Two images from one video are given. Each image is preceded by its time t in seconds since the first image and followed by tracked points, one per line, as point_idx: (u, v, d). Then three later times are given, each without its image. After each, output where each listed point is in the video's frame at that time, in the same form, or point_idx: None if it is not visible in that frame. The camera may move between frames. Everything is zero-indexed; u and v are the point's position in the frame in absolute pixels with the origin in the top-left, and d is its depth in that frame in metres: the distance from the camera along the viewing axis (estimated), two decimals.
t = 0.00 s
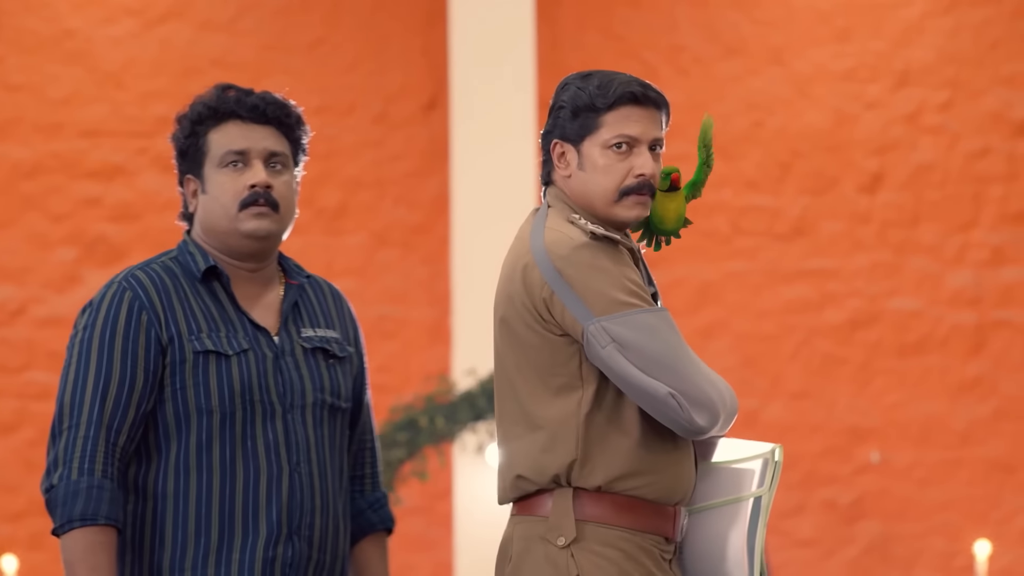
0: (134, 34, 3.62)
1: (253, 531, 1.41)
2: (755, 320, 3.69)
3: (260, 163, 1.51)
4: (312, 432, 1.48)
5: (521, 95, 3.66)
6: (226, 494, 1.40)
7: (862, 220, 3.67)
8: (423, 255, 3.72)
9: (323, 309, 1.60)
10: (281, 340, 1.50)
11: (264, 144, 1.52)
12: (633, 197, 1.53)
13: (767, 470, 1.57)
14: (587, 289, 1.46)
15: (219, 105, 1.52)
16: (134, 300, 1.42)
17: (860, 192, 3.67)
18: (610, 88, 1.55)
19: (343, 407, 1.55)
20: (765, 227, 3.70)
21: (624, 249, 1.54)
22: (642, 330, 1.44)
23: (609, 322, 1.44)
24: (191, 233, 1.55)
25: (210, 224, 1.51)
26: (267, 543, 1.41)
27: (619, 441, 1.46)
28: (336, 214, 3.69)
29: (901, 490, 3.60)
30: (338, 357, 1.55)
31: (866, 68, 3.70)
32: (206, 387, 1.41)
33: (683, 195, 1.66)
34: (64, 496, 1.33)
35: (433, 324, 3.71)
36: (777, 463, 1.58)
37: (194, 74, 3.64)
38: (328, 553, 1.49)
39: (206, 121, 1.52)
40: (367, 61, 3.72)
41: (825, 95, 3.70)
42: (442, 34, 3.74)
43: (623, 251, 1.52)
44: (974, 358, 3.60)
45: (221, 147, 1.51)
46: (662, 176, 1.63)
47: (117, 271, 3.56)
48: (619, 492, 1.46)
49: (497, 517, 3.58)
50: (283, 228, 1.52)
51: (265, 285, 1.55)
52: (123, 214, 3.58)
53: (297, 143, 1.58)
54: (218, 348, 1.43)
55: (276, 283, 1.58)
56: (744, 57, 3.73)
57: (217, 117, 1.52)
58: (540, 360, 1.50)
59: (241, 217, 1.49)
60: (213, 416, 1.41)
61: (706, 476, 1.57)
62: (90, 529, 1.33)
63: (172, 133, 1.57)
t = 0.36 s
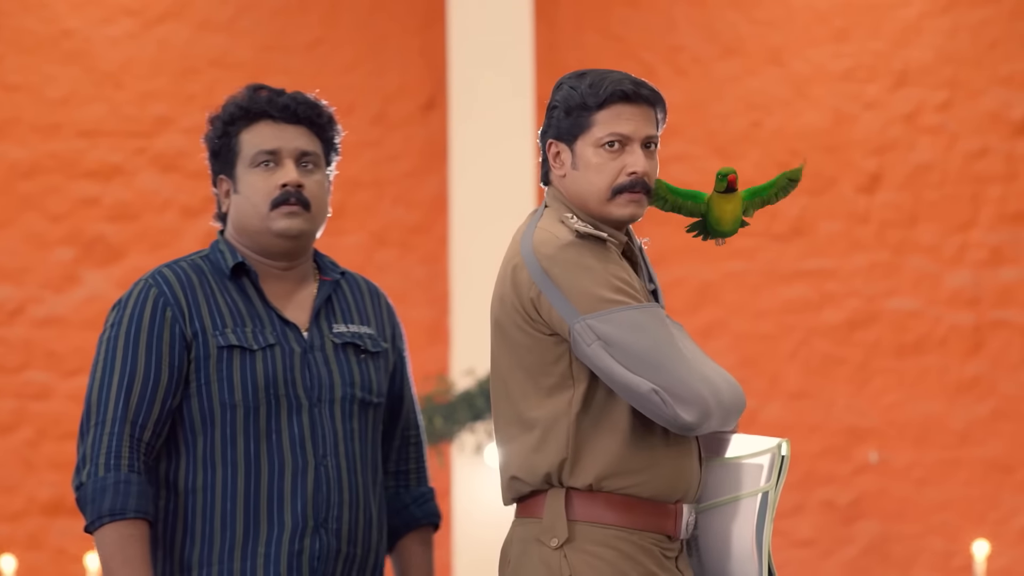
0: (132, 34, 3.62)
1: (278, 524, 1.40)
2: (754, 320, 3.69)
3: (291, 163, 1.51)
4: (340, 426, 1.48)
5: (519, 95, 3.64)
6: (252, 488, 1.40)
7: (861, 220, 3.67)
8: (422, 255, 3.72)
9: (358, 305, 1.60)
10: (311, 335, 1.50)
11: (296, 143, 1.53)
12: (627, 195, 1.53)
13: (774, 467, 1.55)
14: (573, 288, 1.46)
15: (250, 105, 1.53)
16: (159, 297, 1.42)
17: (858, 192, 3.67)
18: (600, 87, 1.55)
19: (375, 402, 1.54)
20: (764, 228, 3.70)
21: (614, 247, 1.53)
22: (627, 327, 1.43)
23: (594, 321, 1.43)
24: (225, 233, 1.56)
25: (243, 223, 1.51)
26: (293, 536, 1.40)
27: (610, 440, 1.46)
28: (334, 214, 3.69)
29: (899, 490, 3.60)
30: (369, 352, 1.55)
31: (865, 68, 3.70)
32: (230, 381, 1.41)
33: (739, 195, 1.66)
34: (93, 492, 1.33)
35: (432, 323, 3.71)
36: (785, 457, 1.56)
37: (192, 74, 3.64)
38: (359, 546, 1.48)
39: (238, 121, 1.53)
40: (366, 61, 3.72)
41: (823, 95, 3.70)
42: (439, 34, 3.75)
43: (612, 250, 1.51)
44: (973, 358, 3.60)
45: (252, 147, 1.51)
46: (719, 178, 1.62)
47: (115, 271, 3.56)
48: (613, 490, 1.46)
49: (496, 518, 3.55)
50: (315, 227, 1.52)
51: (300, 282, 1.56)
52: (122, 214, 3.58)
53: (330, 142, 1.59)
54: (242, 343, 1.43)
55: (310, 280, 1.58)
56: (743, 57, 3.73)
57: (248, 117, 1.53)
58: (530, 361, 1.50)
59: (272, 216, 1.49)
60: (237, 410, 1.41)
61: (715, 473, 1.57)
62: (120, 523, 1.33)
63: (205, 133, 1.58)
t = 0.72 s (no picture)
0: (132, 34, 3.62)
1: (297, 521, 1.43)
2: (754, 320, 3.69)
3: (318, 163, 1.54)
4: (362, 423, 1.49)
5: (519, 95, 3.64)
6: (271, 485, 1.43)
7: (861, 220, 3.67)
8: (422, 255, 3.72)
9: (386, 303, 1.61)
10: (334, 333, 1.52)
11: (323, 144, 1.55)
12: (625, 197, 1.53)
13: (778, 468, 1.55)
14: (556, 290, 1.46)
15: (277, 106, 1.55)
16: (181, 297, 1.45)
17: (858, 192, 3.67)
18: (598, 89, 1.55)
19: (400, 400, 1.55)
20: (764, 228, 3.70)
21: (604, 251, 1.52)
22: (608, 329, 1.42)
23: (575, 322, 1.43)
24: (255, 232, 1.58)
25: (270, 223, 1.53)
26: (311, 533, 1.43)
27: (597, 439, 1.45)
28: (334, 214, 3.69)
29: (900, 490, 3.60)
30: (394, 349, 1.56)
31: (865, 68, 3.69)
32: (249, 380, 1.44)
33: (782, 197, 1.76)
34: (115, 492, 1.37)
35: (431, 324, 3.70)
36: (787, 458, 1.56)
37: (192, 74, 3.63)
38: (380, 543, 1.49)
39: (265, 122, 1.56)
40: (365, 61, 3.72)
41: (823, 95, 3.70)
42: (439, 34, 3.74)
43: (602, 253, 1.51)
44: (973, 358, 3.60)
45: (280, 148, 1.54)
46: (762, 177, 1.76)
47: (115, 272, 3.56)
48: (604, 491, 1.46)
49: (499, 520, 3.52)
50: (341, 226, 1.54)
51: (328, 281, 1.58)
52: (122, 214, 3.58)
53: (356, 143, 1.60)
54: (262, 342, 1.46)
55: (340, 278, 1.60)
56: (742, 57, 3.73)
57: (276, 118, 1.56)
58: (521, 362, 1.51)
59: (299, 216, 1.51)
60: (256, 408, 1.44)
61: (722, 475, 1.58)
62: (142, 522, 1.36)
63: (234, 133, 1.61)
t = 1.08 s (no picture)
0: (132, 34, 3.62)
1: (310, 519, 1.47)
2: (754, 319, 3.69)
3: (338, 164, 1.59)
4: (378, 421, 1.54)
5: (519, 95, 3.65)
6: (284, 483, 1.47)
7: (861, 220, 3.67)
8: (422, 255, 3.72)
9: (408, 302, 1.66)
10: (351, 332, 1.57)
11: (343, 145, 1.60)
12: (625, 197, 1.53)
13: (780, 469, 1.54)
14: (541, 288, 1.49)
15: (298, 107, 1.61)
16: (195, 297, 1.51)
17: (858, 191, 3.67)
18: (599, 90, 1.55)
19: (418, 398, 1.60)
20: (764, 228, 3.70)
21: (594, 250, 1.54)
22: (587, 325, 1.44)
23: (557, 320, 1.46)
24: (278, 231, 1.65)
25: (290, 223, 1.59)
26: (325, 531, 1.47)
27: (586, 437, 1.47)
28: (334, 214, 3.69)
29: (900, 490, 3.60)
30: (412, 348, 1.61)
31: (865, 68, 3.69)
32: (262, 380, 1.50)
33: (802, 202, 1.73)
34: (124, 490, 1.43)
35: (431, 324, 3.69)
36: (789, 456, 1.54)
37: (192, 74, 3.63)
38: (396, 542, 1.53)
39: (286, 124, 1.61)
40: (365, 62, 3.72)
41: (823, 95, 3.70)
42: (439, 34, 3.74)
43: (589, 251, 1.53)
44: (973, 358, 3.61)
45: (300, 149, 1.59)
46: (782, 186, 1.70)
47: (115, 272, 3.56)
48: (595, 490, 1.47)
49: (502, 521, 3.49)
50: (360, 228, 1.60)
51: (348, 281, 1.63)
52: (122, 214, 3.58)
53: (376, 143, 1.66)
54: (275, 342, 1.51)
55: (360, 277, 1.66)
56: (742, 57, 3.73)
57: (296, 120, 1.61)
58: (516, 362, 1.54)
59: (318, 217, 1.57)
60: (269, 407, 1.49)
61: (733, 476, 1.59)
62: (151, 520, 1.42)
63: (257, 135, 1.67)
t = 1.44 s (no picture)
0: (132, 34, 3.62)
1: (318, 520, 1.61)
2: (754, 319, 3.69)
3: (352, 166, 1.73)
4: (387, 420, 1.67)
5: (519, 96, 3.66)
6: (293, 483, 1.61)
7: (861, 220, 3.67)
8: (422, 255, 3.71)
9: (424, 303, 1.80)
10: (363, 333, 1.70)
11: (357, 147, 1.74)
12: (630, 194, 1.62)
13: (775, 463, 1.63)
14: (530, 285, 1.59)
15: (312, 110, 1.75)
16: (207, 301, 1.66)
17: (859, 191, 3.67)
18: (606, 90, 1.64)
19: (429, 398, 1.72)
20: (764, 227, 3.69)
21: (587, 245, 1.64)
22: (569, 322, 1.52)
23: (542, 317, 1.55)
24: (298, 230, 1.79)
25: (307, 224, 1.73)
26: (333, 531, 1.60)
27: (579, 434, 1.55)
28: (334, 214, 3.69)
29: (900, 490, 3.60)
30: (422, 349, 1.73)
31: (865, 68, 3.69)
32: (271, 383, 1.64)
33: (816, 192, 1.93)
34: (130, 490, 1.59)
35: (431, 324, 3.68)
36: (782, 450, 1.62)
37: (192, 74, 3.64)
38: (406, 541, 1.67)
39: (301, 126, 1.76)
40: (364, 62, 3.71)
41: (823, 95, 3.70)
42: (439, 34, 3.73)
43: (581, 248, 1.63)
44: (973, 357, 3.62)
45: (315, 151, 1.74)
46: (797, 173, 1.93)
47: (116, 272, 3.56)
48: (592, 488, 1.55)
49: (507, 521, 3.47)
50: (375, 228, 1.73)
51: (363, 283, 1.78)
52: (122, 214, 3.58)
53: (390, 144, 1.79)
54: (284, 344, 1.65)
55: (377, 277, 1.80)
56: (742, 57, 3.73)
57: (310, 121, 1.75)
58: (516, 359, 1.63)
59: (333, 218, 1.70)
60: (278, 409, 1.63)
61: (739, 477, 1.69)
62: (153, 522, 1.58)
63: (274, 139, 1.81)
